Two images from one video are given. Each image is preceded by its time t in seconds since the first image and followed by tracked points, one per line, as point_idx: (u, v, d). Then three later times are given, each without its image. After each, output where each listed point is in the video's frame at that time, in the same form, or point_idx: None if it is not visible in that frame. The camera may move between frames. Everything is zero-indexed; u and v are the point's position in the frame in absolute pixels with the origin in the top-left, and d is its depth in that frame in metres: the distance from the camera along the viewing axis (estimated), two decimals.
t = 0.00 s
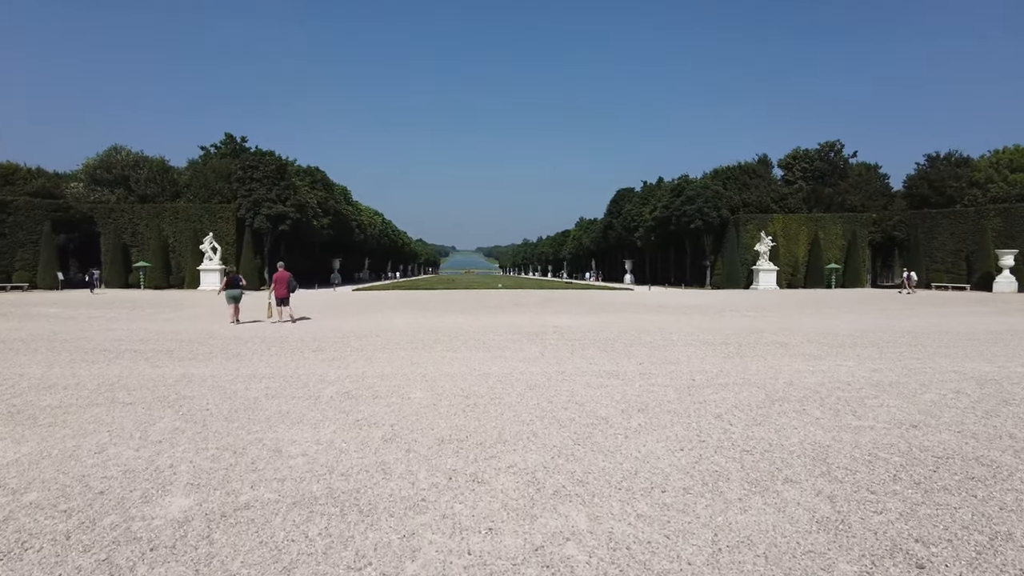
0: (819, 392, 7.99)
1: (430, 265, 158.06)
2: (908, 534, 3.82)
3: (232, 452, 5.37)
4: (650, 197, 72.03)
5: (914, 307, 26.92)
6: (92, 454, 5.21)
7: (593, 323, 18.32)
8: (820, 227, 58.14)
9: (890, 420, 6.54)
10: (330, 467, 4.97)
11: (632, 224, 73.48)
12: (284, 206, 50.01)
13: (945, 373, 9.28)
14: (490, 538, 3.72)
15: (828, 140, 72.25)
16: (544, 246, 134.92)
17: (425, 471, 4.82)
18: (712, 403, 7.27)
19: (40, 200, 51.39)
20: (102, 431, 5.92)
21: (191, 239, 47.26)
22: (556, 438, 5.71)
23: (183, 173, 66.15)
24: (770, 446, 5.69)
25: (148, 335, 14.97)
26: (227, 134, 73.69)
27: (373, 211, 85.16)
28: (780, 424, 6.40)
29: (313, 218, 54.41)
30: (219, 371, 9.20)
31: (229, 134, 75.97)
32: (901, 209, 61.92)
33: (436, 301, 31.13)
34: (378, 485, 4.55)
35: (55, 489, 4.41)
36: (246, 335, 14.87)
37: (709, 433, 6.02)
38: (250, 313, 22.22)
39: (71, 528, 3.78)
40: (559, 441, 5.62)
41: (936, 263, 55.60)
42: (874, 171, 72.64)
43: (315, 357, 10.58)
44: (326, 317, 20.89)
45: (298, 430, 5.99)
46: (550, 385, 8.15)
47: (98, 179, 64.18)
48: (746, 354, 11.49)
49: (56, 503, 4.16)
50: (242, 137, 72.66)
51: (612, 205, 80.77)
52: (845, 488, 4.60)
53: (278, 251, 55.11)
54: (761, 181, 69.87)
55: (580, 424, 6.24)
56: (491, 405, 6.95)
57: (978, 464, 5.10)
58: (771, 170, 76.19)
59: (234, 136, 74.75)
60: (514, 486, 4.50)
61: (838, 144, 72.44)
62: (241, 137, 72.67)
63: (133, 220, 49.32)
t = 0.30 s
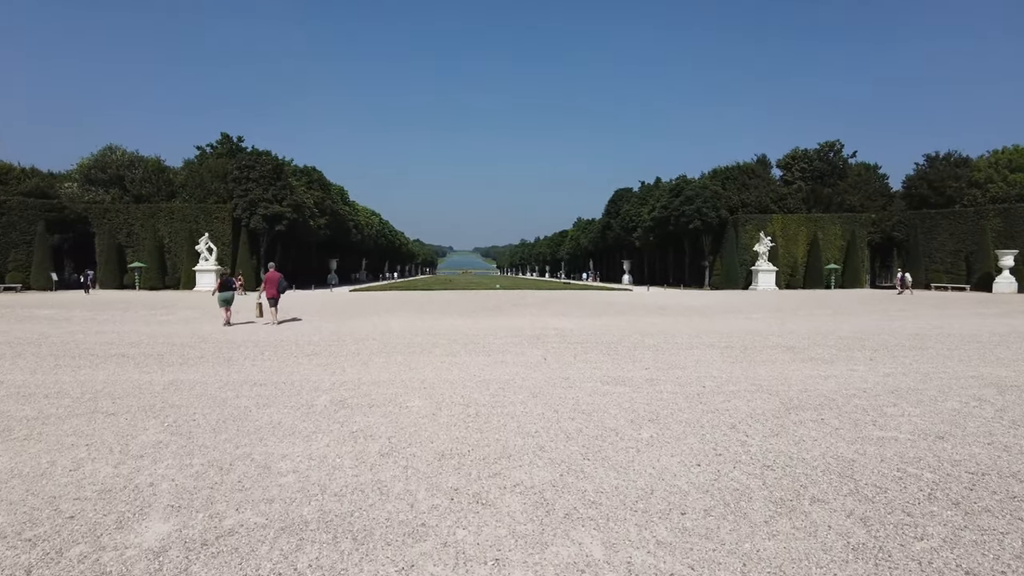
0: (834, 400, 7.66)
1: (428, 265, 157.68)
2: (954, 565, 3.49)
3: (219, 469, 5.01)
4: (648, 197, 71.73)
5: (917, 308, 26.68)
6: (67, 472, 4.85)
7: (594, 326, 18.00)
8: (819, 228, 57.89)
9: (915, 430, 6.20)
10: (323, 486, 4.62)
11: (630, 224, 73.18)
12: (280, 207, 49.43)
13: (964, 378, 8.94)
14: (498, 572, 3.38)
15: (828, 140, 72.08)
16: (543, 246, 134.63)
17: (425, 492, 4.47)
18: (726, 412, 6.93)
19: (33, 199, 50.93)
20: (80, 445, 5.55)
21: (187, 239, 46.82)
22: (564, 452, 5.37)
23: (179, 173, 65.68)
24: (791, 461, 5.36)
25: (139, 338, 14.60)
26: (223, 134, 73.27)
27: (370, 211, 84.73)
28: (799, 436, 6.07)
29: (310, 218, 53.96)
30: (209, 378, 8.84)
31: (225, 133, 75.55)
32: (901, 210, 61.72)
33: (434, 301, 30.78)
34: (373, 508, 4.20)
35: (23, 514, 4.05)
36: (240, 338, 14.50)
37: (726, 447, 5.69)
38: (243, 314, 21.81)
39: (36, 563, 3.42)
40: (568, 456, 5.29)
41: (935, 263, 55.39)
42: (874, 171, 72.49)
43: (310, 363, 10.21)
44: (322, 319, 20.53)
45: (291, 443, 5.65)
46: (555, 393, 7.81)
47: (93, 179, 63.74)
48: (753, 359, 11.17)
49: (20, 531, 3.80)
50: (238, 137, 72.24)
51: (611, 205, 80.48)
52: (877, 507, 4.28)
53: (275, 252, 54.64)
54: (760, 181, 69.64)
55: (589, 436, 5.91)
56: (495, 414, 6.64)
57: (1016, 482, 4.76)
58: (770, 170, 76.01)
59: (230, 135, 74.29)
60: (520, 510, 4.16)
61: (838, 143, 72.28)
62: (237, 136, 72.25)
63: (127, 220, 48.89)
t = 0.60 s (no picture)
0: (849, 403, 7.36)
1: (423, 265, 157.29)
2: None
3: (203, 481, 4.66)
4: (645, 197, 71.50)
5: (919, 308, 26.48)
6: (36, 486, 4.49)
7: (595, 327, 17.68)
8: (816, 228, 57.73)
9: (939, 436, 5.89)
10: (313, 502, 4.27)
11: (626, 225, 72.99)
12: (275, 207, 48.97)
13: (978, 380, 8.67)
14: None
15: (825, 140, 72.01)
16: (538, 247, 134.66)
17: (424, 507, 4.15)
18: (738, 418, 6.62)
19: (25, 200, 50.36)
20: (53, 455, 5.18)
21: (181, 240, 46.36)
22: (573, 462, 5.05)
23: (173, 173, 65.20)
24: (813, 469, 5.05)
25: (128, 339, 14.23)
26: (217, 134, 72.81)
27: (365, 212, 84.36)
28: (818, 442, 5.76)
29: (305, 218, 53.53)
30: (196, 381, 8.46)
31: (219, 134, 75.12)
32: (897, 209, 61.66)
33: (431, 302, 30.50)
34: (367, 528, 3.85)
35: None
36: (231, 340, 14.11)
37: (742, 456, 5.38)
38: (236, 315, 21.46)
39: None
40: (576, 466, 4.97)
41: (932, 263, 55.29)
42: (870, 171, 72.56)
43: (303, 365, 9.86)
44: (317, 320, 20.21)
45: (281, 452, 5.30)
46: (558, 396, 7.49)
47: (86, 179, 63.23)
48: (760, 360, 10.89)
49: None
50: (233, 137, 71.80)
51: (607, 205, 80.31)
52: (912, 521, 3.97)
53: (270, 253, 54.15)
54: (757, 181, 69.54)
55: (597, 443, 5.59)
56: (497, 419, 6.32)
57: None
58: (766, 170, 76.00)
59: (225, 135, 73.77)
60: (526, 529, 3.84)
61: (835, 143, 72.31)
62: (232, 137, 71.80)
63: (121, 221, 48.42)
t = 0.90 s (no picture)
0: (871, 415, 7.01)
1: (423, 267, 157.07)
2: None
3: (188, 507, 4.30)
4: (645, 198, 71.25)
5: (924, 310, 26.12)
6: (6, 513, 4.13)
7: (598, 331, 17.34)
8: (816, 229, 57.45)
9: (972, 452, 5.55)
10: (306, 531, 3.93)
11: (626, 226, 72.71)
12: (273, 208, 48.60)
13: (1001, 389, 8.34)
14: None
15: (825, 141, 71.84)
16: (537, 248, 134.25)
17: (428, 538, 3.81)
18: (757, 433, 6.28)
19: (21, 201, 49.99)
20: (29, 477, 4.82)
21: (178, 242, 45.98)
22: (586, 484, 4.71)
23: (170, 174, 64.83)
24: (843, 490, 4.72)
25: (120, 345, 13.90)
26: (215, 135, 72.51)
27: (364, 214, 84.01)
28: (844, 459, 5.42)
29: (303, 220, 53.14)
30: (187, 391, 8.10)
31: (217, 135, 74.79)
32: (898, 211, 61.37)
33: (430, 304, 30.12)
34: (365, 563, 3.50)
35: None
36: (226, 345, 13.76)
37: (766, 476, 5.04)
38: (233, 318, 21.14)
39: None
40: (590, 488, 4.63)
41: (933, 265, 55.02)
42: (871, 172, 72.36)
43: (299, 373, 9.52)
44: (315, 322, 19.87)
45: (273, 473, 4.95)
46: (566, 408, 7.13)
47: (83, 180, 62.87)
48: (771, 367, 10.55)
49: None
50: (231, 138, 71.49)
51: (606, 207, 80.02)
52: (962, 555, 3.63)
53: (268, 254, 53.77)
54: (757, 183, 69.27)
55: (610, 462, 5.25)
56: (502, 435, 5.98)
57: None
58: (766, 172, 75.79)
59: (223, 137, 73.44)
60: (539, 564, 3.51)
61: (835, 144, 72.09)
62: (230, 138, 71.50)
63: (117, 222, 48.05)
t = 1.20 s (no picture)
0: (901, 419, 6.66)
1: (423, 267, 156.66)
2: None
3: (177, 521, 3.96)
4: (647, 198, 70.84)
5: (933, 310, 25.73)
6: None
7: (605, 331, 16.99)
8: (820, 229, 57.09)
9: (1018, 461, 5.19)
10: (306, 549, 3.59)
11: (628, 226, 72.38)
12: (273, 207, 48.25)
13: None
14: None
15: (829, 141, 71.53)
16: (538, 248, 133.92)
17: (439, 559, 3.47)
18: (783, 439, 5.94)
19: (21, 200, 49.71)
20: (8, 487, 4.48)
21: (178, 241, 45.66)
22: (608, 497, 4.36)
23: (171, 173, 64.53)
24: (884, 501, 4.37)
25: (117, 345, 13.58)
26: (216, 134, 72.24)
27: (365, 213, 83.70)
28: (880, 467, 5.08)
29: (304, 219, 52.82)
30: (182, 393, 7.76)
31: (218, 134, 74.50)
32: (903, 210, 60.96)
33: (433, 304, 29.77)
34: None
35: None
36: (225, 345, 13.42)
37: (799, 483, 4.73)
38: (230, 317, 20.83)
39: None
40: (612, 501, 4.30)
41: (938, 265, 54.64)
42: (874, 172, 72.00)
43: (299, 375, 9.18)
44: (316, 323, 19.54)
45: (271, 482, 4.62)
46: (579, 412, 6.78)
47: (83, 179, 62.60)
48: (786, 369, 10.18)
49: None
50: (232, 137, 71.23)
51: (608, 207, 79.69)
52: None
53: (268, 254, 53.41)
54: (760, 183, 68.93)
55: (631, 471, 4.93)
56: (515, 441, 5.65)
57: None
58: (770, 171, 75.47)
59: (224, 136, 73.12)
60: None
61: (839, 144, 71.75)
62: (231, 137, 71.24)
63: (117, 221, 47.74)
